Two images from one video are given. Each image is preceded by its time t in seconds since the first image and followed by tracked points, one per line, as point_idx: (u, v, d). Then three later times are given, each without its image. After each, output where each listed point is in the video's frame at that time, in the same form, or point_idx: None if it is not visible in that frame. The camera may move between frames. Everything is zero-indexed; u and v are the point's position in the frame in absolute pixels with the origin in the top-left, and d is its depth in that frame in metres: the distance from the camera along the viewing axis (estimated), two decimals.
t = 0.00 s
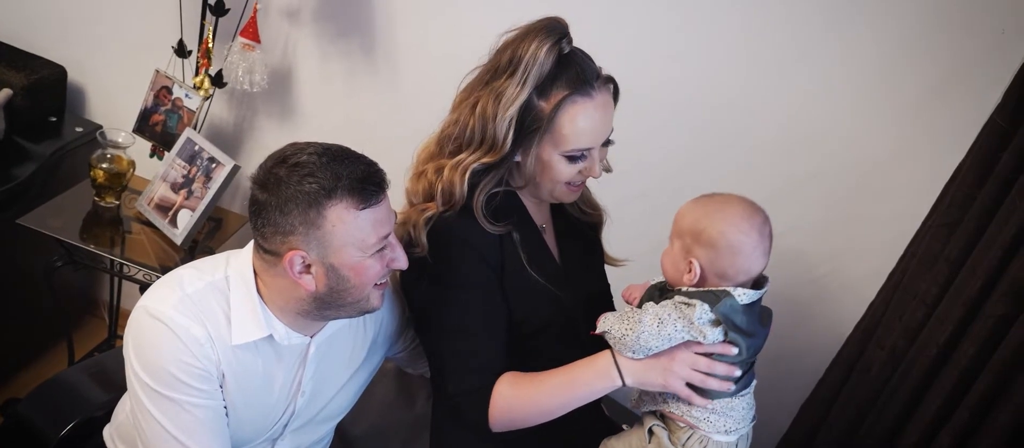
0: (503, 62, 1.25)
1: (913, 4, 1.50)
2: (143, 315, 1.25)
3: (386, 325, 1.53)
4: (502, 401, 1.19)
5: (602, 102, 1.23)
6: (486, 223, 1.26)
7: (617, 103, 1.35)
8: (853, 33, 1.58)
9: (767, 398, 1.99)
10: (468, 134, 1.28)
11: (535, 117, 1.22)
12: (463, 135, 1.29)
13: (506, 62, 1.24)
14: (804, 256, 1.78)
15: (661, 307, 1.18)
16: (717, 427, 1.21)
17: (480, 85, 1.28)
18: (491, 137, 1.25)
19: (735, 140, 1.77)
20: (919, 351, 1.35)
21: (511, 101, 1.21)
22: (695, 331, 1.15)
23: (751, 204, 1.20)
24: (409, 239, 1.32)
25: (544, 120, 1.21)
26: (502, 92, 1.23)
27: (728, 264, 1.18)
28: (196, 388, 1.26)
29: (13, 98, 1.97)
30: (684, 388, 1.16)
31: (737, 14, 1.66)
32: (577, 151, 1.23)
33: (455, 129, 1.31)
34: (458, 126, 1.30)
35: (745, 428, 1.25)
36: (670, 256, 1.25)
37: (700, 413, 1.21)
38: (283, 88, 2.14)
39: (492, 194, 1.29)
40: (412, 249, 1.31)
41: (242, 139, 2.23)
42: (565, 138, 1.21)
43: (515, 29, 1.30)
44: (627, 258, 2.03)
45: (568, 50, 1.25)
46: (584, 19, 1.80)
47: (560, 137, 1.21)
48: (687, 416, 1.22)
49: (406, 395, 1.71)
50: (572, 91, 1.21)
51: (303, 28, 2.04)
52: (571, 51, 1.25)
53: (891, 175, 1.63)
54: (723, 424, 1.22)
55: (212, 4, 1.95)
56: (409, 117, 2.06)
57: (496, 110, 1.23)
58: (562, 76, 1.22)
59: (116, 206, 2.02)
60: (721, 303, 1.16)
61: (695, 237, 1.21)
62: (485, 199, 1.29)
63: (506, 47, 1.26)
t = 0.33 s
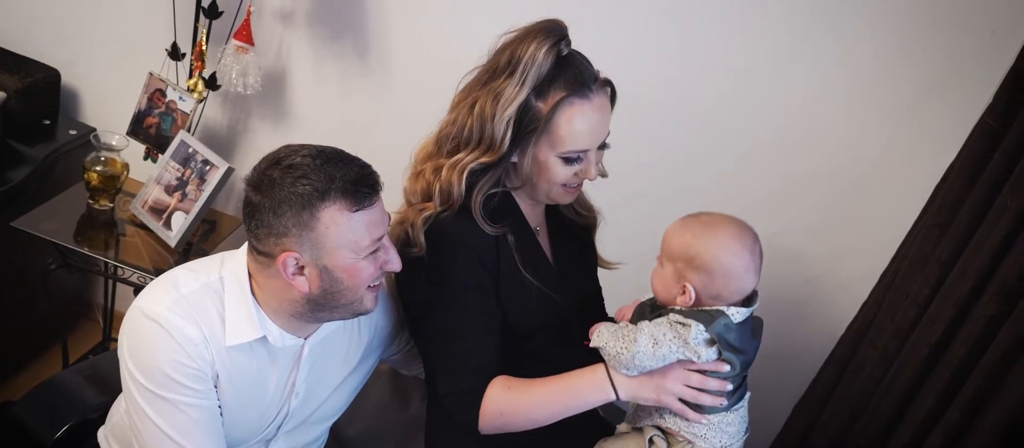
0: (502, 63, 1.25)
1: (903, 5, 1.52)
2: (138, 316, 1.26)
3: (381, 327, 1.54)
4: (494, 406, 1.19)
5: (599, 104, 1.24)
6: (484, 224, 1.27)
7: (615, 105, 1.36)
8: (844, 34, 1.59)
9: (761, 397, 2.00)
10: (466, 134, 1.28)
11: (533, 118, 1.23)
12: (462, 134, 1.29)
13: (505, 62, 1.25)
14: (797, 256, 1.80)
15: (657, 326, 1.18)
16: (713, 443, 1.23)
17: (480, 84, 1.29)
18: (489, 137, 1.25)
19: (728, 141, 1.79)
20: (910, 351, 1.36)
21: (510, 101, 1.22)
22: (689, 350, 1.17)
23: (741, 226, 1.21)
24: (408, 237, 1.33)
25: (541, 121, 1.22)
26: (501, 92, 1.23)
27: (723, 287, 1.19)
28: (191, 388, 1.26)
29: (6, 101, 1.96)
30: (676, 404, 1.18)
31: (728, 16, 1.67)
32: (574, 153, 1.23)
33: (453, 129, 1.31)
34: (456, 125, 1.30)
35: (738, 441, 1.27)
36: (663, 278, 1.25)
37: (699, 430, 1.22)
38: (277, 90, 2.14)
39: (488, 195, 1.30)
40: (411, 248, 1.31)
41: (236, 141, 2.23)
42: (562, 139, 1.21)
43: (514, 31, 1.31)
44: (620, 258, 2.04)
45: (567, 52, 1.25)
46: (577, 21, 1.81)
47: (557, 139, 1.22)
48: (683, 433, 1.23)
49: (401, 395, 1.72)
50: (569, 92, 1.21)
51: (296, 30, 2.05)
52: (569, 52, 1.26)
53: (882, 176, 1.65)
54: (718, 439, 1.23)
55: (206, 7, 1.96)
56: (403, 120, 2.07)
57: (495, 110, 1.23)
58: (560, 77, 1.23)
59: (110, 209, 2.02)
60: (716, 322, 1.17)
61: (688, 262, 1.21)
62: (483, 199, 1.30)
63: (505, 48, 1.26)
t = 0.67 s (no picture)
0: (502, 65, 1.26)
1: (897, 6, 1.54)
2: (137, 316, 1.26)
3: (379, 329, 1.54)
4: (498, 413, 1.21)
5: (599, 109, 1.24)
6: (485, 227, 1.27)
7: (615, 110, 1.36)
8: (838, 35, 1.61)
9: (759, 397, 2.01)
10: (466, 136, 1.29)
11: (531, 121, 1.23)
12: (461, 137, 1.30)
13: (505, 66, 1.26)
14: (792, 256, 1.82)
15: (661, 349, 1.21)
16: None
17: (479, 87, 1.29)
18: (488, 139, 1.25)
19: (724, 142, 1.80)
20: (907, 351, 1.37)
21: (509, 104, 1.22)
22: (696, 368, 1.20)
23: (741, 243, 1.23)
24: (408, 239, 1.33)
25: (539, 125, 1.22)
26: (500, 95, 1.24)
27: (732, 307, 1.22)
28: (190, 389, 1.26)
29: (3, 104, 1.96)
30: (685, 416, 1.22)
31: (723, 17, 1.69)
32: (572, 157, 1.24)
33: (453, 131, 1.31)
34: (456, 128, 1.30)
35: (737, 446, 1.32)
36: (668, 304, 1.26)
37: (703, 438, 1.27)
38: (274, 92, 2.15)
39: (488, 200, 1.30)
40: (411, 250, 1.30)
41: (233, 144, 2.24)
42: (561, 143, 1.22)
43: (515, 34, 1.32)
44: (617, 259, 2.05)
45: (567, 55, 1.26)
46: (573, 24, 1.82)
47: (556, 143, 1.22)
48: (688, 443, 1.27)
49: (399, 397, 1.72)
50: (568, 96, 1.22)
51: (293, 33, 2.05)
52: (569, 56, 1.27)
53: (877, 176, 1.67)
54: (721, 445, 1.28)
55: (203, 10, 1.97)
56: (401, 121, 2.07)
57: (494, 112, 1.24)
58: (559, 80, 1.23)
59: (107, 212, 2.02)
60: (721, 338, 1.21)
61: (695, 287, 1.23)
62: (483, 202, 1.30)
63: (506, 51, 1.27)
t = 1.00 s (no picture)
0: (502, 70, 1.26)
1: (890, 7, 1.55)
2: (134, 319, 1.26)
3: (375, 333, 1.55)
4: (498, 419, 1.23)
5: (598, 116, 1.25)
6: (485, 230, 1.27)
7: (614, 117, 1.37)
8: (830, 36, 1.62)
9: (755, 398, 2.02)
10: (467, 140, 1.28)
11: (530, 127, 1.23)
12: (460, 141, 1.29)
13: (505, 71, 1.26)
14: (787, 257, 1.83)
15: (661, 369, 1.23)
16: None
17: (480, 92, 1.29)
18: (488, 144, 1.25)
19: (718, 143, 1.81)
20: (901, 351, 1.38)
21: (509, 110, 1.22)
22: (695, 386, 1.23)
23: (740, 261, 1.25)
24: (407, 241, 1.32)
25: (538, 131, 1.22)
26: (500, 100, 1.24)
27: (730, 324, 1.24)
28: (187, 391, 1.27)
29: None
30: (684, 429, 1.25)
31: (717, 19, 1.70)
32: (570, 163, 1.24)
33: (454, 135, 1.30)
34: (456, 131, 1.30)
35: None
36: (666, 320, 1.27)
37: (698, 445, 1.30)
38: (269, 95, 2.15)
39: (486, 204, 1.29)
40: (412, 252, 1.29)
41: (228, 146, 2.24)
42: (559, 150, 1.22)
43: (516, 39, 1.32)
44: (613, 260, 2.05)
45: (567, 62, 1.27)
46: (567, 26, 1.83)
47: (554, 150, 1.22)
48: None
49: (394, 399, 1.72)
50: (567, 103, 1.22)
51: (288, 35, 2.05)
52: (569, 62, 1.27)
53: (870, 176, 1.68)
54: None
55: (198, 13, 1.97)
56: (397, 123, 2.08)
57: (494, 118, 1.24)
58: (558, 87, 1.23)
59: (103, 214, 2.02)
60: (719, 355, 1.23)
61: (694, 305, 1.24)
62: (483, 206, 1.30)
63: (506, 56, 1.27)
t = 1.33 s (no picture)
0: (499, 79, 1.26)
1: (878, 8, 1.57)
2: (126, 326, 1.26)
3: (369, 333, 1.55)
4: (493, 422, 1.24)
5: (592, 129, 1.25)
6: (478, 233, 1.28)
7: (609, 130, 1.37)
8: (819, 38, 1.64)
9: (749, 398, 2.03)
10: (462, 148, 1.29)
11: (524, 138, 1.24)
12: (456, 147, 1.30)
13: (502, 81, 1.26)
14: (778, 257, 1.85)
15: (656, 382, 1.25)
16: None
17: (476, 98, 1.29)
18: (484, 154, 1.25)
19: (710, 144, 1.83)
20: (891, 350, 1.39)
21: (504, 121, 1.23)
22: (690, 398, 1.25)
23: (740, 272, 1.27)
24: (400, 244, 1.33)
25: (532, 142, 1.23)
26: (495, 110, 1.24)
27: (732, 335, 1.27)
28: (179, 397, 1.27)
29: None
30: (679, 441, 1.27)
31: (707, 21, 1.71)
32: (562, 174, 1.25)
33: (449, 141, 1.31)
34: (452, 137, 1.30)
35: None
36: (668, 334, 1.29)
37: None
38: (261, 98, 2.15)
39: (477, 207, 1.30)
40: (405, 254, 1.29)
41: (221, 149, 2.24)
42: (552, 162, 1.23)
43: (514, 47, 1.32)
44: (606, 262, 2.07)
45: (564, 73, 1.27)
46: (559, 27, 1.84)
47: (547, 162, 1.23)
48: None
49: (388, 401, 1.73)
50: (562, 116, 1.22)
51: (280, 38, 2.06)
52: (567, 73, 1.27)
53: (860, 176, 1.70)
54: None
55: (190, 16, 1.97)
56: (390, 126, 2.08)
57: (489, 128, 1.24)
58: (554, 100, 1.23)
59: (95, 218, 2.01)
60: (713, 367, 1.27)
61: (697, 319, 1.26)
62: (477, 212, 1.31)
63: (503, 64, 1.27)
